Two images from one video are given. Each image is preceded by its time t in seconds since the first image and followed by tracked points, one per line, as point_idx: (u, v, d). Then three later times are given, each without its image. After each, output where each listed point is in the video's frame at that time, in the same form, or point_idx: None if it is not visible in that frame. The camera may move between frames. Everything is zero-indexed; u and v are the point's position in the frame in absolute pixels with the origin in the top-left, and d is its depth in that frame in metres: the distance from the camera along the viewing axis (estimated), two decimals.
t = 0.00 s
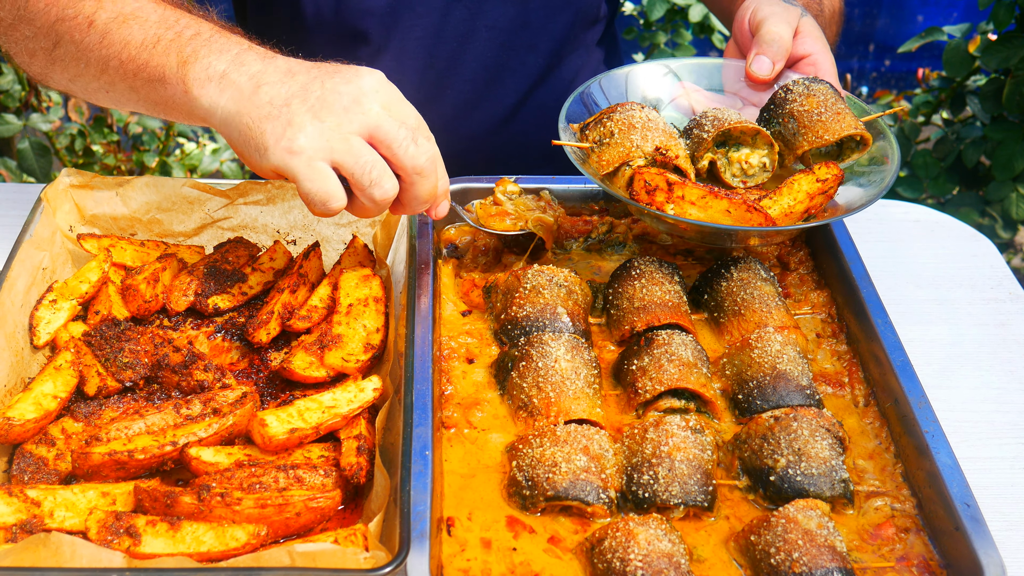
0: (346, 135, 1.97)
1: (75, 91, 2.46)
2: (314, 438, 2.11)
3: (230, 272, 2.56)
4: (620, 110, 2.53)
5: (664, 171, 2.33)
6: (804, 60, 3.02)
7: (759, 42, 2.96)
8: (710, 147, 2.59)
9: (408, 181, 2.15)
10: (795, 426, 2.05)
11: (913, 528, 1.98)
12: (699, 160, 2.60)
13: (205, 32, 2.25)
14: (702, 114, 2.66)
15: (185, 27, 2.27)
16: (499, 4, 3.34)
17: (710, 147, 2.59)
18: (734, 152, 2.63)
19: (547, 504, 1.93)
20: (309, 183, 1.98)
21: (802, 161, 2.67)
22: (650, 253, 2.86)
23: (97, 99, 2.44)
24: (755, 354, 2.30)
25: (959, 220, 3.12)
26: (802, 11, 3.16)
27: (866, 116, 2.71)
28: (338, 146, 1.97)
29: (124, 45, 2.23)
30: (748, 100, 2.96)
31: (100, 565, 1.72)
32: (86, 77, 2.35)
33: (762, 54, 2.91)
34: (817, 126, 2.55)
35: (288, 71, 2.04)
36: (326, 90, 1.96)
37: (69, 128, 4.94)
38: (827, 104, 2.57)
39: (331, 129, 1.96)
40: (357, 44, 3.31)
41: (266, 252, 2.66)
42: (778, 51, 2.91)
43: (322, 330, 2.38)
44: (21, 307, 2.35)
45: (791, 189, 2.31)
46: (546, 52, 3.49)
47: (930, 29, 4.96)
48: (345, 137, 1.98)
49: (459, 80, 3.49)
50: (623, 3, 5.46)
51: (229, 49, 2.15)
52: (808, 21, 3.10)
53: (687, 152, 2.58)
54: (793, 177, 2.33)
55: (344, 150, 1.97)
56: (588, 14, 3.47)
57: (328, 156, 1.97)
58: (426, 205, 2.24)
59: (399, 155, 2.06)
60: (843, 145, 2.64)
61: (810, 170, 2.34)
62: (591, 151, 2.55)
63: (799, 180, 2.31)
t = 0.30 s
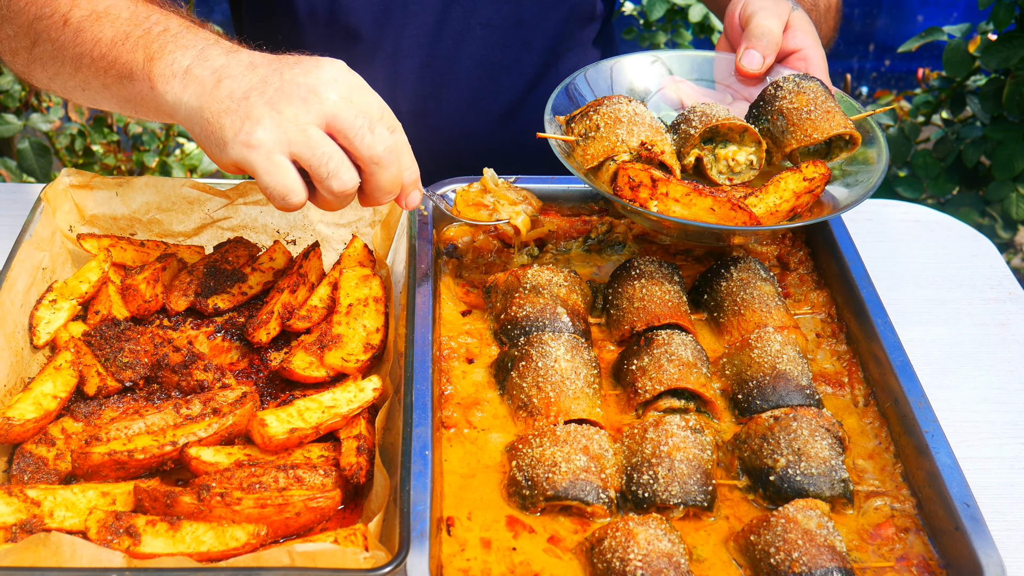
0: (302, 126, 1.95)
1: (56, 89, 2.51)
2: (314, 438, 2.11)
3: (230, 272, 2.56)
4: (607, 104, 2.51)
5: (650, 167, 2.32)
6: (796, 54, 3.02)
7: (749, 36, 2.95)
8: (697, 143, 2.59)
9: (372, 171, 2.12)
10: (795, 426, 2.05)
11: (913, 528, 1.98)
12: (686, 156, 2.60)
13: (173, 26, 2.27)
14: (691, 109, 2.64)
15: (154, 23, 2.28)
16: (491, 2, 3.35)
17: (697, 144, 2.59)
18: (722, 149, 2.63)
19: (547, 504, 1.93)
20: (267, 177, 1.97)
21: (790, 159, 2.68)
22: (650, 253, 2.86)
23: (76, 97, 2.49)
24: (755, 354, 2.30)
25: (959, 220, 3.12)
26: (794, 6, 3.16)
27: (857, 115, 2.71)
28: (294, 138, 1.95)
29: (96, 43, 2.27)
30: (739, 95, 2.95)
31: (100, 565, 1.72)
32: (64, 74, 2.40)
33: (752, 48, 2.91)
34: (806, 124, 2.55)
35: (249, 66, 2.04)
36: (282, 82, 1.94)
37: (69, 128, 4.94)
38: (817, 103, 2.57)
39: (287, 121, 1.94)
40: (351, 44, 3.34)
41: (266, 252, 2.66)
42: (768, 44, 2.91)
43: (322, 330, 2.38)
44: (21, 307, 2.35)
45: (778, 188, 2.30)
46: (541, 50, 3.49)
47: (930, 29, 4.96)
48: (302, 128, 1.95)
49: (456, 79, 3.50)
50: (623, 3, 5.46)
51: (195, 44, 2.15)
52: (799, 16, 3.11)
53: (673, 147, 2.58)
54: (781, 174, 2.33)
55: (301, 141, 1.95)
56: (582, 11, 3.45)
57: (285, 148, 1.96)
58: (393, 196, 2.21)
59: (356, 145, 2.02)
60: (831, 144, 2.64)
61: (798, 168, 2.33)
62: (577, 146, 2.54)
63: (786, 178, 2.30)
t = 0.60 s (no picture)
0: (269, 101, 1.95)
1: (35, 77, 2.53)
2: (314, 438, 2.11)
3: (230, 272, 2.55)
4: (596, 112, 2.53)
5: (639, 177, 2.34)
6: (785, 57, 3.02)
7: (738, 40, 2.95)
8: (686, 150, 2.60)
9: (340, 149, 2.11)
10: (795, 426, 2.05)
11: (913, 528, 1.98)
12: (675, 163, 2.62)
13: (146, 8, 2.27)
14: (679, 116, 2.66)
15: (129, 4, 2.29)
16: (489, 2, 3.35)
17: (687, 151, 2.60)
18: (711, 155, 2.64)
19: (547, 504, 1.93)
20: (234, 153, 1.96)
21: (780, 164, 2.67)
22: (650, 253, 2.86)
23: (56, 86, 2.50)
24: (755, 354, 2.30)
25: (958, 220, 3.12)
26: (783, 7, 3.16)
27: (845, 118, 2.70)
28: (262, 113, 1.95)
29: (71, 26, 2.29)
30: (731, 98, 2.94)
31: (100, 565, 1.72)
32: (43, 60, 2.40)
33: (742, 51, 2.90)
34: (795, 128, 2.54)
35: (218, 42, 2.03)
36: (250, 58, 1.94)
37: (69, 128, 4.94)
38: (806, 107, 2.56)
39: (254, 96, 1.94)
40: (347, 44, 3.34)
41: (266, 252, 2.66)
42: (757, 48, 2.90)
43: (322, 330, 2.38)
44: (21, 307, 2.35)
45: (769, 193, 2.31)
46: (540, 49, 3.49)
47: (930, 29, 4.96)
48: (270, 104, 1.95)
49: (453, 80, 3.50)
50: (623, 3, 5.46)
51: (166, 24, 2.15)
52: (789, 18, 3.11)
53: (663, 154, 2.59)
54: (771, 180, 2.34)
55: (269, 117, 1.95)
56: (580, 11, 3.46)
57: (252, 124, 1.95)
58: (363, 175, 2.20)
59: (324, 121, 2.02)
60: (822, 147, 2.63)
61: (789, 173, 2.35)
62: (566, 154, 2.54)
63: (777, 183, 2.32)
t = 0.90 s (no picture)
0: (284, 11, 1.92)
1: (48, 39, 2.65)
2: (314, 438, 2.11)
3: (230, 272, 2.55)
4: (568, 116, 2.49)
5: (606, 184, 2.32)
6: (768, 63, 3.03)
7: (720, 46, 2.94)
8: (658, 156, 2.57)
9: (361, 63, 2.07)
10: (795, 426, 2.05)
11: (913, 528, 1.98)
12: (646, 169, 2.58)
13: None
14: (655, 122, 2.62)
15: None
16: (490, 2, 3.35)
17: (658, 157, 2.57)
18: (684, 162, 2.61)
19: (547, 504, 1.93)
20: (250, 67, 1.94)
21: (755, 171, 2.63)
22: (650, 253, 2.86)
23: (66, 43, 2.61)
24: (755, 354, 2.30)
25: (958, 220, 3.11)
26: (768, 12, 3.18)
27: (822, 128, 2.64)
28: (278, 24, 1.92)
29: None
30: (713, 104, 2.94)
31: (100, 565, 1.72)
32: (52, 16, 2.55)
33: (724, 58, 2.89)
34: (768, 137, 2.50)
35: None
36: None
37: (69, 128, 4.93)
38: (780, 115, 2.51)
39: (269, 6, 1.91)
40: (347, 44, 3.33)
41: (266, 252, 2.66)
42: (739, 54, 2.90)
43: (322, 330, 2.38)
44: (21, 307, 2.35)
45: (738, 202, 2.29)
46: (540, 50, 3.49)
47: (930, 29, 4.95)
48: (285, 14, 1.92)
49: (453, 79, 3.49)
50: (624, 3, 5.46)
51: None
52: (773, 23, 3.12)
53: (635, 161, 2.55)
54: (742, 189, 2.31)
55: (285, 27, 1.92)
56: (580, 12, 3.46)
57: (269, 35, 1.93)
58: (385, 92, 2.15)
59: (344, 30, 1.98)
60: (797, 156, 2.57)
61: (761, 182, 2.33)
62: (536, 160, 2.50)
63: (747, 192, 2.30)
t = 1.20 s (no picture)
0: None
1: (90, 26, 2.70)
2: (314, 438, 2.11)
3: (230, 272, 2.55)
4: (528, 116, 2.48)
5: (561, 186, 2.31)
6: (741, 69, 3.00)
7: (692, 50, 2.90)
8: (618, 159, 2.56)
9: (441, 17, 2.14)
10: (795, 426, 2.05)
11: (913, 528, 1.98)
12: (606, 171, 2.57)
13: None
14: (618, 123, 2.60)
15: None
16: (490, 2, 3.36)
17: (618, 159, 2.56)
18: (643, 165, 2.58)
19: (547, 504, 1.93)
20: (337, 24, 1.93)
21: (716, 176, 2.57)
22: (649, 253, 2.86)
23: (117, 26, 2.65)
24: (755, 354, 2.30)
25: (958, 220, 3.11)
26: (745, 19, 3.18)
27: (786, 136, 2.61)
28: None
29: None
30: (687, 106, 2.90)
31: (100, 565, 1.72)
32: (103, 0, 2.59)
33: (696, 61, 2.84)
34: (729, 142, 2.44)
35: None
36: None
37: (70, 128, 4.93)
38: (742, 120, 2.45)
39: None
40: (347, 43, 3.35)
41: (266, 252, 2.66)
42: (712, 57, 2.85)
43: (322, 330, 2.38)
44: (21, 307, 2.35)
45: (697, 206, 2.26)
46: (540, 50, 3.50)
47: (931, 29, 4.95)
48: None
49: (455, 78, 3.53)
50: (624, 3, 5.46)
51: None
52: (749, 30, 3.12)
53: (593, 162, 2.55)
54: (702, 195, 2.29)
55: None
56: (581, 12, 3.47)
57: None
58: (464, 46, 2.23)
59: None
60: (761, 162, 2.53)
61: (720, 188, 2.30)
62: (496, 158, 2.50)
63: (706, 197, 2.27)
